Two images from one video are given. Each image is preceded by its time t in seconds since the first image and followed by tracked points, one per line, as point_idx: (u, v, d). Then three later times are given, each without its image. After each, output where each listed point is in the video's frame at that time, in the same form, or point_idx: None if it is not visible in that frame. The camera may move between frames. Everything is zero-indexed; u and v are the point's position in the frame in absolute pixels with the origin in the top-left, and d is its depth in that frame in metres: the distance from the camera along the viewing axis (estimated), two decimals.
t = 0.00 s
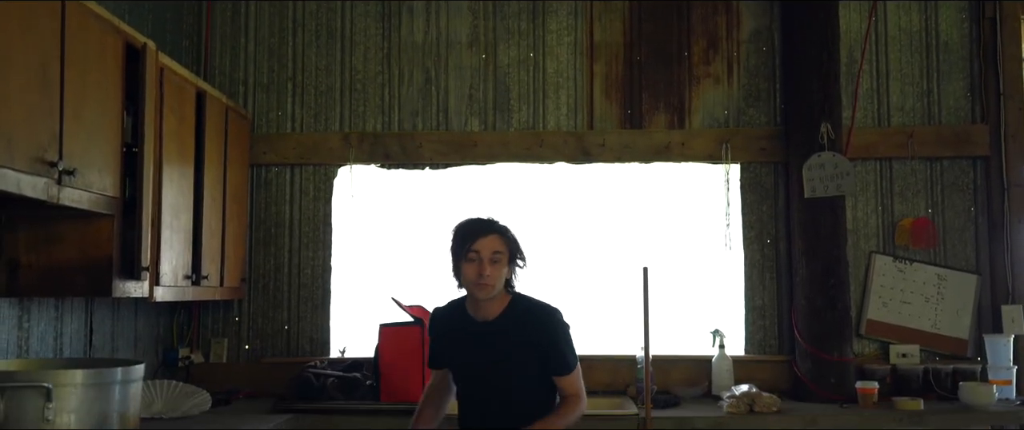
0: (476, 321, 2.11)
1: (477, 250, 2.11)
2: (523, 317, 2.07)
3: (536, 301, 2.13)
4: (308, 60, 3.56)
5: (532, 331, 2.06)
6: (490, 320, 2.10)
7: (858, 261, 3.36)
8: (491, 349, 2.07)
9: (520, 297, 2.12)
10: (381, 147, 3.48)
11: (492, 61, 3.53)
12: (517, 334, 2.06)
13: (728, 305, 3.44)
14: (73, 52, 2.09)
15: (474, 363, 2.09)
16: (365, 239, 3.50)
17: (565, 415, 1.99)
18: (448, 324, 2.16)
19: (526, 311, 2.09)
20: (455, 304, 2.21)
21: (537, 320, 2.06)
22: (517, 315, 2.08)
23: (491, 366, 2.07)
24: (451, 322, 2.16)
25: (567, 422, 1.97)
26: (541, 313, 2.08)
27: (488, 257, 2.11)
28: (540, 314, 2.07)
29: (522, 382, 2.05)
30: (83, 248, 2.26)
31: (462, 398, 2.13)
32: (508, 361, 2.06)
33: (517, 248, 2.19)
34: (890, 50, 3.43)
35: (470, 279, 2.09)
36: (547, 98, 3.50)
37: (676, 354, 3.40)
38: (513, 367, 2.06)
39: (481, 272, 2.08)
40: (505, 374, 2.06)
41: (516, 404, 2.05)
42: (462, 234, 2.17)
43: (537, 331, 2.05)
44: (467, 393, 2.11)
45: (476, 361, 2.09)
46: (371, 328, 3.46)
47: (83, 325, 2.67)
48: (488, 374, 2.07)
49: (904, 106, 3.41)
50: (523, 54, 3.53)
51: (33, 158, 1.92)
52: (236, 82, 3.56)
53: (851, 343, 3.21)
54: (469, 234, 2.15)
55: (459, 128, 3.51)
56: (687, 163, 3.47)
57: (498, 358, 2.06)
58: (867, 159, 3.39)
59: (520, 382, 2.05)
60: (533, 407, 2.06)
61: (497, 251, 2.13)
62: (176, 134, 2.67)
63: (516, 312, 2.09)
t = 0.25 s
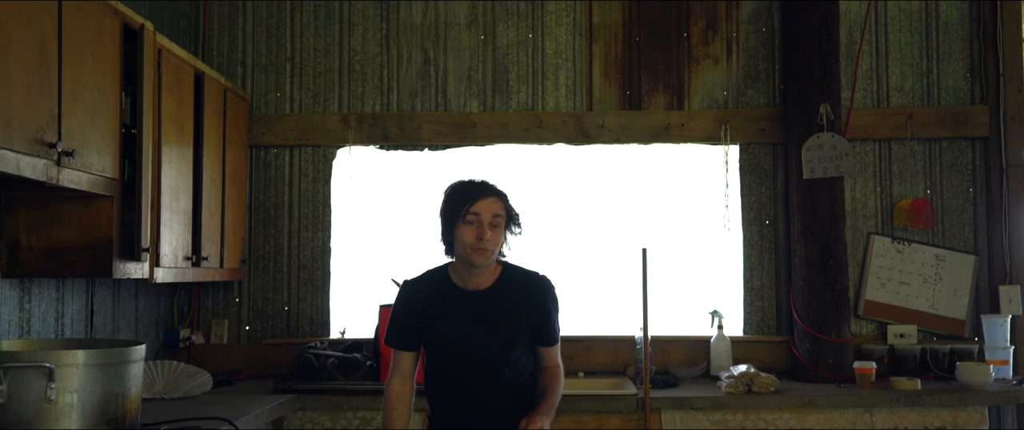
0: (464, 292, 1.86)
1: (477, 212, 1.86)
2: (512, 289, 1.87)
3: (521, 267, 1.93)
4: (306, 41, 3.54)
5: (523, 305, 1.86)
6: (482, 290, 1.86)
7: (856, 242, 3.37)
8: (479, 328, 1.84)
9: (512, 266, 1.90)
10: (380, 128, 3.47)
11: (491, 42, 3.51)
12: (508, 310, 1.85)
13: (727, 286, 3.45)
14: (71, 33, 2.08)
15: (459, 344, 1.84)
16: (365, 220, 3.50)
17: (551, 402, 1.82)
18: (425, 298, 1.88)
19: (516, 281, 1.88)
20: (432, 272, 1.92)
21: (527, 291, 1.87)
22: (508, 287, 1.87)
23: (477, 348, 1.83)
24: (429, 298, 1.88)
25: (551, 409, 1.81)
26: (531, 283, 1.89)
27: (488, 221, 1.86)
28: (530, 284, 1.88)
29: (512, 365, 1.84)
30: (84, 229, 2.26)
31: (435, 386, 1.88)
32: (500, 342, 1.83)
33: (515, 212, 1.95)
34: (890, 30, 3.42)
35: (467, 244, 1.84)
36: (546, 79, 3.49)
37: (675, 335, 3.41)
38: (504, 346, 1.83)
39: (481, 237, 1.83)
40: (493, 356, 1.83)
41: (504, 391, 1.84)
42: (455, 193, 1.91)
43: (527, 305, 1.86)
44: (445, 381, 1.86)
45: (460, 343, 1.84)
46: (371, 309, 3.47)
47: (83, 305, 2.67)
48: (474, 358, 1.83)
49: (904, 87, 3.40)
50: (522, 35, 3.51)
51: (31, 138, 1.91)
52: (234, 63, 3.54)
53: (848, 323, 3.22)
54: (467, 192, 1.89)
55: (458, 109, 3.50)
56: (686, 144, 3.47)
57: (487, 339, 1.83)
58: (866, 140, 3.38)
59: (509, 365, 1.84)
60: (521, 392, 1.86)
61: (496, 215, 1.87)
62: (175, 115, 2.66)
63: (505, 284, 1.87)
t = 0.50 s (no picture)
0: (471, 281, 1.79)
1: (494, 197, 1.77)
2: (522, 287, 1.81)
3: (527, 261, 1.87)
4: (309, 25, 3.54)
5: (532, 306, 1.80)
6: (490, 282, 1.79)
7: (859, 225, 3.38)
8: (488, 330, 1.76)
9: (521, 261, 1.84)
10: (384, 112, 3.48)
11: (494, 26, 3.51)
12: (518, 313, 1.78)
13: (729, 269, 3.47)
14: (75, 19, 2.09)
15: (464, 348, 1.75)
16: (369, 204, 3.52)
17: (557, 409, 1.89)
18: (426, 297, 1.77)
19: (526, 280, 1.82)
20: (436, 261, 1.84)
21: (537, 289, 1.82)
22: (518, 285, 1.80)
23: (483, 352, 1.75)
24: (433, 295, 1.77)
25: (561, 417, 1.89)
26: (540, 282, 1.83)
27: (505, 208, 1.78)
28: (539, 282, 1.83)
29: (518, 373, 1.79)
30: (91, 213, 2.27)
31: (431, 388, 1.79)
32: (510, 348, 1.76)
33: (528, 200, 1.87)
34: (893, 13, 3.41)
35: (482, 231, 1.75)
36: (549, 63, 3.50)
37: (677, 318, 3.44)
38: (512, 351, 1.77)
39: (496, 224, 1.75)
40: (501, 362, 1.76)
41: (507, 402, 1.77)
42: (471, 173, 1.81)
43: (536, 305, 1.81)
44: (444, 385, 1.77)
45: (466, 345, 1.75)
46: (375, 292, 3.49)
47: (91, 289, 2.69)
48: (480, 364, 1.75)
49: (907, 70, 3.40)
50: (525, 18, 3.51)
51: (38, 124, 1.93)
52: (237, 48, 3.55)
53: (850, 306, 3.24)
54: (484, 174, 1.80)
55: (461, 93, 3.50)
56: (689, 128, 3.47)
57: (495, 343, 1.76)
58: (868, 123, 3.39)
59: (515, 372, 1.77)
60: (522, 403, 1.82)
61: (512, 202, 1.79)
62: (179, 100, 2.67)
63: (513, 280, 1.81)
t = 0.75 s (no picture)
0: (472, 265, 1.74)
1: (498, 176, 1.70)
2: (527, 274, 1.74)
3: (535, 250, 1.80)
4: (307, 18, 3.58)
5: (537, 295, 1.74)
6: (493, 265, 1.74)
7: (851, 217, 3.42)
8: (488, 317, 1.70)
9: (525, 248, 1.78)
10: (381, 105, 3.51)
11: (491, 19, 3.54)
12: (521, 300, 1.72)
13: (722, 261, 3.51)
14: (74, 17, 2.12)
15: (460, 333, 1.69)
16: (366, 196, 3.56)
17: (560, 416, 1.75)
18: (424, 279, 1.73)
19: (532, 267, 1.76)
20: (437, 245, 1.78)
21: (542, 277, 1.75)
22: (519, 269, 1.75)
23: (481, 339, 1.69)
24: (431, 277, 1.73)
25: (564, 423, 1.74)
26: (548, 271, 1.77)
27: (509, 188, 1.70)
28: (546, 271, 1.77)
29: (517, 364, 1.71)
30: (90, 208, 2.32)
31: (424, 376, 1.73)
32: (510, 335, 1.70)
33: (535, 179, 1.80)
34: (887, 6, 3.43)
35: (485, 213, 1.69)
36: (545, 56, 3.53)
37: (670, 309, 3.48)
38: (511, 339, 1.70)
39: (500, 206, 1.68)
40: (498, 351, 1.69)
41: (502, 393, 1.70)
42: (475, 150, 1.73)
43: (540, 293, 1.74)
44: (437, 372, 1.71)
45: (463, 331, 1.69)
46: (373, 283, 3.54)
47: (91, 282, 2.74)
48: (477, 352, 1.69)
49: (900, 63, 3.42)
50: (521, 11, 3.54)
51: (39, 122, 1.96)
52: (237, 41, 3.58)
53: (840, 297, 3.28)
54: (488, 152, 1.71)
55: (458, 86, 3.54)
56: (683, 120, 3.51)
57: (494, 331, 1.69)
58: (861, 115, 3.42)
59: (514, 362, 1.70)
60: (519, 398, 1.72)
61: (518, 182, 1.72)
62: (178, 95, 2.71)
63: (517, 268, 1.75)
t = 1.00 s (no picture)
0: (446, 269, 1.62)
1: (475, 172, 1.59)
2: (506, 268, 1.64)
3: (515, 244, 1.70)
4: (292, 24, 3.62)
5: (518, 288, 1.63)
6: (469, 266, 1.63)
7: (827, 220, 3.48)
8: (464, 313, 1.59)
9: (501, 244, 1.67)
10: (365, 110, 3.56)
11: (473, 26, 3.60)
12: (500, 295, 1.61)
13: (700, 264, 3.58)
14: (59, 28, 2.17)
15: (436, 331, 1.58)
16: (351, 200, 3.61)
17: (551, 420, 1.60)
18: (396, 278, 1.63)
19: (512, 260, 1.66)
20: (408, 248, 1.66)
21: (523, 270, 1.65)
22: (496, 265, 1.64)
23: (457, 337, 1.58)
24: (403, 276, 1.63)
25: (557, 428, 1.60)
26: (529, 264, 1.66)
27: (488, 184, 1.60)
28: (528, 265, 1.66)
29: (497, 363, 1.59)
30: (76, 214, 2.36)
31: (400, 384, 1.61)
32: (488, 332, 1.59)
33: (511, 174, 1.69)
34: (862, 13, 3.50)
35: (465, 212, 1.57)
36: (527, 62, 3.58)
37: (649, 311, 3.55)
38: (490, 336, 1.59)
39: (480, 203, 1.57)
40: (477, 350, 1.58)
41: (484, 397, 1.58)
42: (448, 144, 1.62)
43: (522, 288, 1.64)
44: (413, 378, 1.59)
45: (437, 330, 1.58)
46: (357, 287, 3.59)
47: (77, 286, 2.78)
48: (454, 352, 1.58)
49: (875, 69, 3.49)
50: (503, 18, 3.60)
51: (24, 132, 2.01)
52: (222, 47, 3.62)
53: (816, 299, 3.35)
54: (463, 146, 1.61)
55: (441, 92, 3.59)
56: (662, 126, 3.57)
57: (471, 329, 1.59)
58: (837, 121, 3.48)
59: (494, 361, 1.59)
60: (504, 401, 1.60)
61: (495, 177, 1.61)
62: (163, 102, 2.75)
63: (496, 262, 1.64)
